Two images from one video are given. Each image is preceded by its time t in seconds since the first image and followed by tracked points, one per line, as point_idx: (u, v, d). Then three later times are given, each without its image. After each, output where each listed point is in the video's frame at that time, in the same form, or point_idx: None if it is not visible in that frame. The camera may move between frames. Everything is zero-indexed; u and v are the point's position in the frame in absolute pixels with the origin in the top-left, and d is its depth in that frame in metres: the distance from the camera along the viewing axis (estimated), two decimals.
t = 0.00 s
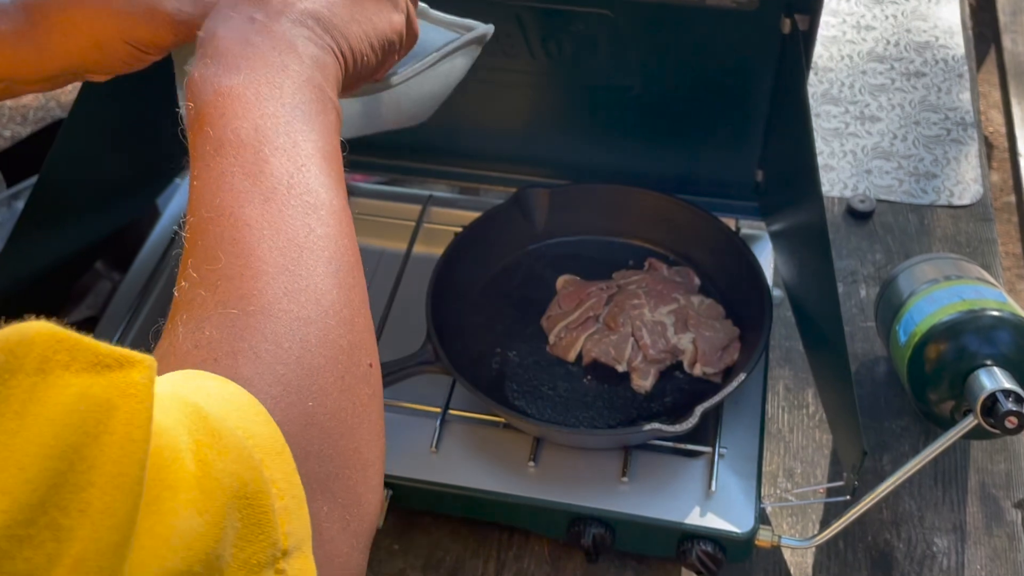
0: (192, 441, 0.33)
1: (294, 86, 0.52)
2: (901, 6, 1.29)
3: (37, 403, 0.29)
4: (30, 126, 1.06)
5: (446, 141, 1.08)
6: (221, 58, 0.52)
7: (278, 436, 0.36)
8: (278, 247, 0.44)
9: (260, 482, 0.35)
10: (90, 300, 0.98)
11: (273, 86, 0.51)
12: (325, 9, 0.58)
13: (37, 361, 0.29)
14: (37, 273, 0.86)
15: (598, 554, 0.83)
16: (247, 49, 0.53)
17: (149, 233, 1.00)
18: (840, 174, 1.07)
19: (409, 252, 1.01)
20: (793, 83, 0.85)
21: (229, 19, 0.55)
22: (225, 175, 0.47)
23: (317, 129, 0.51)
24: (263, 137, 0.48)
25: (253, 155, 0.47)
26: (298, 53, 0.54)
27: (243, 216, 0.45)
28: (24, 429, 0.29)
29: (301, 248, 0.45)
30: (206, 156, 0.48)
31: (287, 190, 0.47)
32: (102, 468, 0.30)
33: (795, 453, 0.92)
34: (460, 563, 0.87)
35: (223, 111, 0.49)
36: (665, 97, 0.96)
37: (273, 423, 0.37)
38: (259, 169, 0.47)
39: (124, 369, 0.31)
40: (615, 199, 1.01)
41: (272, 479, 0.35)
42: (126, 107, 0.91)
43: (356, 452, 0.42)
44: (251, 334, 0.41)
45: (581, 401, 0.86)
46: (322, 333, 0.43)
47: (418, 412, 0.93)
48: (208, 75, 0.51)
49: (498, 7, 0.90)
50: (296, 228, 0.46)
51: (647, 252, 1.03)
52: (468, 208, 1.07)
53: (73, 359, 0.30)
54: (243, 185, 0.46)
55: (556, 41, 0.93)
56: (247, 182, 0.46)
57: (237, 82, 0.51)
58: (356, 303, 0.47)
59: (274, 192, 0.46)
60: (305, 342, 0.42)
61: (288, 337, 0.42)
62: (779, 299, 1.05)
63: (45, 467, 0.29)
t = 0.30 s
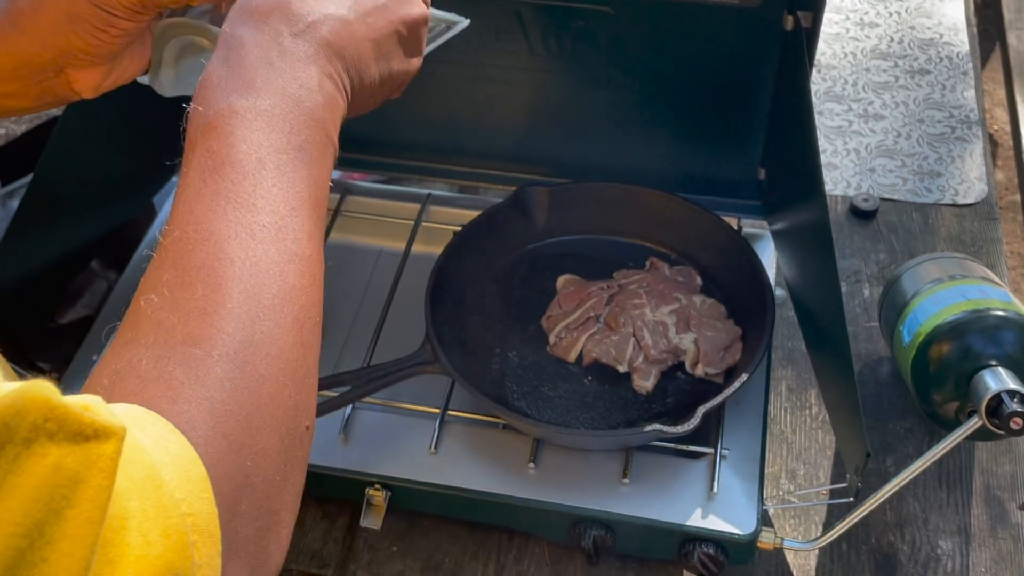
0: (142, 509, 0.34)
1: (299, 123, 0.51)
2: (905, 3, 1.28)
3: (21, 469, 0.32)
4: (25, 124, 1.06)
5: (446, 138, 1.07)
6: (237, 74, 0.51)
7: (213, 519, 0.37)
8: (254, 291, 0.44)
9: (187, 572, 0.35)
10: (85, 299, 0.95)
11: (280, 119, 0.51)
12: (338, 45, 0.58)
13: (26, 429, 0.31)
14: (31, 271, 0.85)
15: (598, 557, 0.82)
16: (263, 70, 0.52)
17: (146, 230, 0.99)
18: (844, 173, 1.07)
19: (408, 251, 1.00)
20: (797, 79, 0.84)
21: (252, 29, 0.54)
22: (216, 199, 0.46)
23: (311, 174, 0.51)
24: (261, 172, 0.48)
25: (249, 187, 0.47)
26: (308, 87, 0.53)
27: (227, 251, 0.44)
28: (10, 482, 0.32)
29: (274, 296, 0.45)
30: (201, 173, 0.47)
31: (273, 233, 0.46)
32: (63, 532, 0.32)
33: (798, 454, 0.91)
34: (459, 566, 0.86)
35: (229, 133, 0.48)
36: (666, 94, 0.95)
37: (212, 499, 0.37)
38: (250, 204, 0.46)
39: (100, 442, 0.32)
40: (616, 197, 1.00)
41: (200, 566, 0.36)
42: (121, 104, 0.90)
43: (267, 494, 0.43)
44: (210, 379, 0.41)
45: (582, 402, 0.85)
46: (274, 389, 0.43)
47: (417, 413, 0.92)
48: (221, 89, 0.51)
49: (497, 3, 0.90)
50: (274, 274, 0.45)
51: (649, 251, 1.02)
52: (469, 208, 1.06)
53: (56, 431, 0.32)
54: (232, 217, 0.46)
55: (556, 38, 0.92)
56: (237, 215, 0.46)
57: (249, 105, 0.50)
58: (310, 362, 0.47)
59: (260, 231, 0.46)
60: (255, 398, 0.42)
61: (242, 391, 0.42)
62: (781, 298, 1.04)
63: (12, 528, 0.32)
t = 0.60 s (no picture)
0: (174, 530, 0.34)
1: (315, 136, 0.50)
2: None
3: (58, 506, 0.32)
4: (19, 121, 1.05)
5: (447, 135, 1.06)
6: (249, 91, 0.50)
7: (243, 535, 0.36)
8: (275, 309, 0.43)
9: None
10: (80, 299, 0.97)
11: (295, 133, 0.49)
12: (346, 56, 0.57)
13: (61, 466, 0.31)
14: (26, 272, 0.84)
15: (599, 559, 0.81)
16: (276, 85, 0.51)
17: (142, 229, 0.98)
18: (847, 171, 1.06)
19: (407, 250, 0.99)
20: (800, 76, 0.83)
21: (260, 47, 0.53)
22: (234, 217, 0.45)
23: (328, 187, 0.50)
24: (279, 189, 0.47)
25: (266, 205, 0.46)
26: (321, 101, 0.52)
27: (245, 269, 0.44)
28: (48, 521, 0.32)
29: (296, 312, 0.44)
30: (216, 192, 0.46)
31: (293, 250, 0.45)
32: (106, 564, 0.33)
33: (801, 456, 0.90)
34: (459, 569, 0.85)
35: (244, 150, 0.47)
36: (668, 92, 0.94)
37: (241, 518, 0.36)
38: (268, 221, 0.45)
39: (132, 470, 0.33)
40: (617, 195, 0.99)
41: None
42: (115, 102, 0.89)
43: (297, 506, 0.42)
44: (237, 398, 0.40)
45: (582, 403, 0.84)
46: (299, 404, 0.43)
47: (415, 413, 0.91)
48: (234, 107, 0.49)
49: None
50: (294, 291, 0.44)
51: (650, 250, 1.01)
52: (468, 206, 1.05)
53: (90, 463, 0.32)
54: (252, 236, 0.45)
55: (556, 35, 0.91)
56: (255, 232, 0.45)
57: (262, 122, 0.49)
58: (333, 374, 0.46)
59: (280, 248, 0.45)
60: (281, 413, 0.41)
61: (267, 411, 0.41)
62: (784, 298, 1.03)
63: (58, 562, 0.32)
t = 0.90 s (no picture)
0: (193, 554, 0.32)
1: (337, 152, 0.49)
2: None
3: (71, 537, 0.29)
4: (13, 119, 1.04)
5: (446, 132, 1.04)
6: (270, 113, 0.50)
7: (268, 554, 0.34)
8: (299, 325, 0.42)
9: None
10: (75, 299, 0.95)
11: (317, 150, 0.49)
12: (368, 74, 0.56)
13: (71, 496, 0.29)
14: (19, 272, 0.83)
15: (600, 562, 0.80)
16: (297, 105, 0.50)
17: (137, 228, 0.97)
18: (851, 169, 1.04)
19: (406, 249, 0.98)
20: (803, 73, 0.82)
21: (280, 69, 0.52)
22: (256, 237, 0.44)
23: (353, 203, 0.49)
24: (303, 207, 0.46)
25: (289, 222, 0.45)
26: (343, 119, 0.51)
27: (268, 288, 0.43)
28: (61, 553, 0.29)
29: (320, 328, 0.43)
30: (239, 214, 0.46)
31: (317, 267, 0.44)
32: None
33: (804, 457, 0.89)
34: (458, 573, 0.84)
35: (266, 171, 0.47)
36: (670, 90, 0.93)
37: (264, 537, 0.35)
38: (291, 239, 0.44)
39: (149, 494, 0.30)
40: (618, 194, 0.98)
41: None
42: (110, 100, 0.88)
43: (327, 523, 0.40)
44: (260, 415, 0.39)
45: (582, 404, 0.83)
46: (325, 420, 0.41)
47: (414, 415, 0.90)
48: (256, 129, 0.49)
49: None
50: (318, 307, 0.43)
51: (651, 249, 1.00)
52: (467, 205, 1.04)
53: (104, 490, 0.29)
54: (275, 254, 0.44)
55: (557, 32, 0.90)
56: (278, 251, 0.44)
57: (283, 142, 0.48)
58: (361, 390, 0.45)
59: (304, 266, 0.44)
60: (307, 430, 0.40)
61: (292, 427, 0.40)
62: (787, 298, 1.02)
63: None
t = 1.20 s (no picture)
0: (236, 553, 0.31)
1: (367, 158, 0.48)
2: None
3: (101, 535, 0.29)
4: (7, 116, 1.03)
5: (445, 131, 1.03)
6: (292, 127, 0.48)
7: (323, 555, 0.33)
8: (344, 335, 0.41)
9: None
10: (70, 298, 0.95)
11: (346, 159, 0.48)
12: (391, 77, 0.54)
13: (96, 492, 0.28)
14: (13, 271, 0.82)
15: (601, 566, 0.79)
16: (320, 117, 0.49)
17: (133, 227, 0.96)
18: (855, 168, 1.03)
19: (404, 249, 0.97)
20: (806, 70, 0.80)
21: (296, 85, 0.51)
22: (290, 252, 0.44)
23: (388, 208, 0.48)
24: (338, 217, 0.45)
25: (323, 233, 0.44)
26: (369, 125, 0.50)
27: (307, 300, 0.42)
28: (93, 552, 0.29)
29: (366, 335, 0.42)
30: (270, 232, 0.45)
31: (358, 275, 0.43)
32: None
33: (808, 459, 0.88)
34: None
35: (295, 184, 0.46)
36: (673, 87, 0.91)
37: (318, 537, 0.33)
38: (327, 249, 0.44)
39: (181, 489, 0.30)
40: (619, 192, 0.97)
41: None
42: (105, 97, 0.87)
43: (387, 526, 0.39)
44: (310, 423, 0.38)
45: (583, 405, 0.82)
46: (377, 423, 0.40)
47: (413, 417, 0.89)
48: (280, 144, 0.48)
49: None
50: (362, 314, 0.43)
51: (653, 248, 0.99)
52: (466, 203, 1.03)
53: (130, 485, 0.29)
54: (313, 266, 0.43)
55: (557, 29, 0.89)
56: (315, 262, 0.43)
57: (309, 154, 0.47)
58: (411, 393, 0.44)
59: (342, 276, 0.43)
60: (359, 435, 0.39)
61: (344, 433, 0.39)
62: (790, 298, 1.00)
63: None
